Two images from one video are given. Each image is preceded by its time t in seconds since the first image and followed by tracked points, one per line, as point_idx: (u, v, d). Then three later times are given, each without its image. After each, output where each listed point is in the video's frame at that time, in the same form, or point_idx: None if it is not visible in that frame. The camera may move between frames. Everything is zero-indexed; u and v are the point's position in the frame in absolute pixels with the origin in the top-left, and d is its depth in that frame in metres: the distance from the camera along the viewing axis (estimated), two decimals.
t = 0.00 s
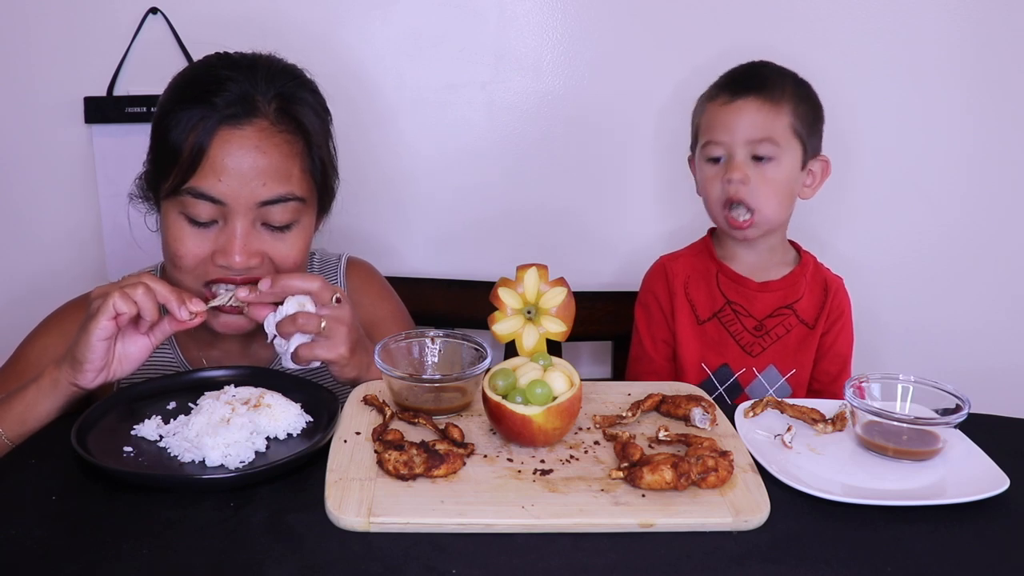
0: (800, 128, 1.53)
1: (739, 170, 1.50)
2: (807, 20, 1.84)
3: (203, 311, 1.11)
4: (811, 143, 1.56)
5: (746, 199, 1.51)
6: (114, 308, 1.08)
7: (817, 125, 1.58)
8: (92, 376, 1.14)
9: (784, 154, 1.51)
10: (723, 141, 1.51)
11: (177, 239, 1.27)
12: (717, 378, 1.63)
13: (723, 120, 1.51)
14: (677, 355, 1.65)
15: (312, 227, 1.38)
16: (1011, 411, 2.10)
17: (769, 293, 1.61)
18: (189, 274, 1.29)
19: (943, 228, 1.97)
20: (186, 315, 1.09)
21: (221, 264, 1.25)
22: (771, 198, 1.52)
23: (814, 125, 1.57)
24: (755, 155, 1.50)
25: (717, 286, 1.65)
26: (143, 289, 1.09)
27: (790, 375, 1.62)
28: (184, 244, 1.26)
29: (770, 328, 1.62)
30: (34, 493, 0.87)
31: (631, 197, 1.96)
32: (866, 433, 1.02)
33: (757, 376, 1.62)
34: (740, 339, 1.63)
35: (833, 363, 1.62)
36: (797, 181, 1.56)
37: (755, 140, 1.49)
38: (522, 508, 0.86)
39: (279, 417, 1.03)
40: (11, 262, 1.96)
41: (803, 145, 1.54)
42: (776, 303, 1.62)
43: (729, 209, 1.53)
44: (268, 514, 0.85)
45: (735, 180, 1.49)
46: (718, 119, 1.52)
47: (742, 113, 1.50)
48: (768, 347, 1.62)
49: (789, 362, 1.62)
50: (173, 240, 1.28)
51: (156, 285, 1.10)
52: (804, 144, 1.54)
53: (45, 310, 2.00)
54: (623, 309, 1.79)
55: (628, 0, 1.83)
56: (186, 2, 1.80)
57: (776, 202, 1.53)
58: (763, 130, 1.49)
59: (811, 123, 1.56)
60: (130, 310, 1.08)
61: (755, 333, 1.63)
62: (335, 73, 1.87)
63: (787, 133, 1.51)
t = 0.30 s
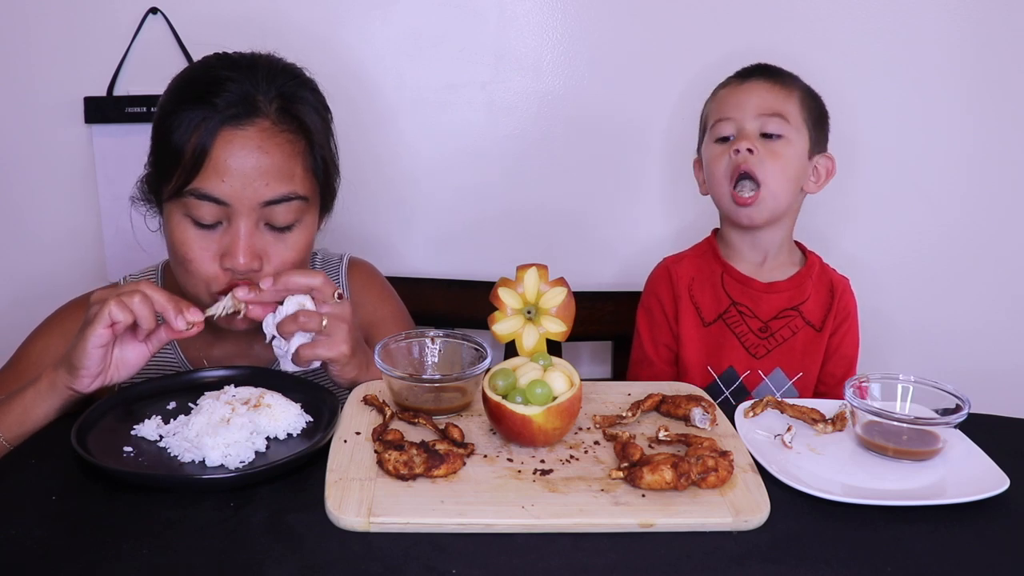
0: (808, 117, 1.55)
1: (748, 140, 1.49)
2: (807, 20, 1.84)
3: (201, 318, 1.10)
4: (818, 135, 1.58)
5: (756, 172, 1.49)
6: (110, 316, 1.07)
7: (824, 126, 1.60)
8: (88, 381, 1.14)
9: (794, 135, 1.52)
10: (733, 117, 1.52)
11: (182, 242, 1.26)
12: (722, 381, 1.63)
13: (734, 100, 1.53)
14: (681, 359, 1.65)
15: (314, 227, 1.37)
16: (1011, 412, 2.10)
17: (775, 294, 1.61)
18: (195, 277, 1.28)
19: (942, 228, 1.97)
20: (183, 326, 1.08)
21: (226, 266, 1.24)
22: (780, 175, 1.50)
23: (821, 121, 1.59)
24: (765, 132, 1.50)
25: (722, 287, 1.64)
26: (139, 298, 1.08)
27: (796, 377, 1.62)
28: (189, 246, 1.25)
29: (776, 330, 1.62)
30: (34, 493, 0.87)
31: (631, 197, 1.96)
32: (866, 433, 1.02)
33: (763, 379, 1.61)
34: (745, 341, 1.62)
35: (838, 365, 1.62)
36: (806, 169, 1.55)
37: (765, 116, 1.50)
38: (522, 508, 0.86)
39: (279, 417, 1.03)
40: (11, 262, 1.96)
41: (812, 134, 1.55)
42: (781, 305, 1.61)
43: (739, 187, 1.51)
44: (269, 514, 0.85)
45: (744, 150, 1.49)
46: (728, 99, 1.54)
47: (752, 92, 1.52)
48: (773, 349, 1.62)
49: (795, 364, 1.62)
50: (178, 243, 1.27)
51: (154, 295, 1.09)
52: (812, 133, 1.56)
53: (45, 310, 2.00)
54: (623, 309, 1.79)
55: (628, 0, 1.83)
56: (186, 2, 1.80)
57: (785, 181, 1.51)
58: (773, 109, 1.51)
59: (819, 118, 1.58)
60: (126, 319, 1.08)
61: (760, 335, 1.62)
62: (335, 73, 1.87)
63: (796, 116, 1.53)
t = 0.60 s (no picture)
0: (816, 120, 1.55)
1: (754, 144, 1.49)
2: (807, 20, 1.84)
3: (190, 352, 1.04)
4: (826, 140, 1.57)
5: (762, 177, 1.49)
6: (94, 339, 1.04)
7: (832, 128, 1.60)
8: (80, 389, 1.13)
9: (801, 139, 1.51)
10: (740, 119, 1.51)
11: (180, 232, 1.25)
12: (727, 382, 1.62)
13: (741, 103, 1.52)
14: (686, 360, 1.65)
15: (314, 218, 1.37)
16: (1011, 412, 2.10)
17: (782, 296, 1.61)
18: (193, 268, 1.27)
19: (942, 228, 1.97)
20: (166, 359, 1.04)
21: (226, 254, 1.23)
22: (787, 179, 1.50)
23: (829, 126, 1.58)
24: (772, 136, 1.50)
25: (727, 288, 1.64)
26: (126, 325, 1.04)
27: (802, 380, 1.62)
28: (187, 236, 1.24)
29: (782, 332, 1.62)
30: (34, 493, 0.87)
31: (631, 197, 1.96)
32: (866, 433, 1.02)
33: (768, 381, 1.62)
34: (751, 343, 1.62)
35: (843, 366, 1.62)
36: (813, 173, 1.55)
37: (772, 120, 1.49)
38: (522, 508, 0.86)
39: (279, 417, 1.03)
40: (11, 263, 1.96)
41: (819, 138, 1.55)
42: (788, 307, 1.61)
43: (745, 190, 1.51)
44: (269, 514, 0.85)
45: (750, 154, 1.48)
46: (735, 102, 1.53)
47: (759, 94, 1.51)
48: (779, 352, 1.62)
49: (801, 366, 1.62)
50: (177, 233, 1.26)
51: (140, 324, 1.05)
52: (820, 137, 1.55)
53: (44, 310, 2.00)
54: (624, 309, 1.79)
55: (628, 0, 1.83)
56: (186, 2, 1.80)
57: (791, 185, 1.51)
58: (781, 112, 1.50)
59: (827, 121, 1.58)
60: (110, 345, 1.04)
61: (765, 337, 1.62)
62: (335, 73, 1.87)
63: (804, 120, 1.52)
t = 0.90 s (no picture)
0: (824, 132, 1.54)
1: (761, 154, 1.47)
2: (807, 20, 1.84)
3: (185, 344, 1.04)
4: (833, 153, 1.57)
5: (768, 187, 1.48)
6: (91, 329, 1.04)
7: (839, 140, 1.59)
8: (79, 375, 1.13)
9: (808, 150, 1.50)
10: (748, 128, 1.50)
11: (186, 210, 1.26)
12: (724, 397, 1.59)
13: (749, 110, 1.51)
14: (682, 370, 1.65)
15: (319, 202, 1.38)
16: (1011, 412, 2.10)
17: (781, 309, 1.61)
18: (197, 247, 1.27)
19: (943, 228, 1.97)
20: (160, 349, 1.03)
21: (230, 232, 1.23)
22: (792, 191, 1.49)
23: (836, 139, 1.58)
24: (779, 146, 1.48)
25: (726, 301, 1.64)
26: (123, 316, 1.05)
27: (801, 392, 1.62)
28: (192, 214, 1.25)
29: (781, 345, 1.62)
30: (34, 493, 0.87)
31: (631, 197, 1.96)
32: (866, 433, 1.02)
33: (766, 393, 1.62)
34: (749, 356, 1.62)
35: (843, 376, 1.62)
36: (819, 186, 1.54)
37: (780, 130, 1.48)
38: (522, 508, 0.86)
39: (279, 418, 1.03)
40: (11, 263, 1.96)
41: (826, 150, 1.54)
42: (787, 320, 1.61)
43: (749, 200, 1.50)
44: (269, 514, 0.85)
45: (756, 164, 1.47)
46: (743, 109, 1.52)
47: (768, 104, 1.50)
48: (778, 364, 1.62)
49: (800, 378, 1.63)
50: (183, 213, 1.27)
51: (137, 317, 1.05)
52: (826, 149, 1.54)
53: (44, 310, 2.00)
54: (624, 309, 1.79)
55: None
56: (186, 2, 1.80)
57: (797, 197, 1.50)
58: (789, 122, 1.49)
59: (835, 134, 1.57)
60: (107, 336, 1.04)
61: (764, 350, 1.62)
62: (335, 73, 1.87)
63: (811, 131, 1.51)
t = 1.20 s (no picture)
0: (813, 143, 1.51)
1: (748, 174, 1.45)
2: (806, 21, 1.84)
3: (191, 322, 1.04)
4: (825, 162, 1.54)
5: (758, 206, 1.46)
6: (105, 292, 1.06)
7: (831, 147, 1.57)
8: (86, 357, 1.12)
9: (797, 165, 1.48)
10: (732, 146, 1.48)
11: (197, 198, 1.27)
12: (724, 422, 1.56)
13: (733, 128, 1.49)
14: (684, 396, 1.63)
15: (327, 193, 1.39)
16: (1012, 411, 2.10)
17: (783, 328, 1.58)
18: (206, 235, 1.28)
19: (942, 228, 1.97)
20: (169, 316, 1.04)
21: (239, 218, 1.25)
22: (784, 208, 1.47)
23: (828, 145, 1.55)
24: (767, 163, 1.46)
25: (726, 322, 1.61)
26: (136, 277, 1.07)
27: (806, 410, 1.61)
28: (202, 201, 1.27)
29: (784, 364, 1.60)
30: (34, 492, 0.87)
31: (631, 197, 1.96)
32: (866, 433, 1.02)
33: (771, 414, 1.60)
34: (752, 378, 1.60)
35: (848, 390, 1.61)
36: (812, 199, 1.52)
37: (766, 146, 1.46)
38: (522, 508, 0.86)
39: (279, 417, 1.03)
40: (11, 263, 1.96)
41: (817, 160, 1.52)
42: (790, 338, 1.59)
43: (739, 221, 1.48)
44: (269, 514, 0.85)
45: (744, 184, 1.45)
46: (727, 125, 1.50)
47: (752, 120, 1.47)
48: (781, 383, 1.60)
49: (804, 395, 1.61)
50: (193, 201, 1.29)
51: (149, 280, 1.08)
52: (817, 160, 1.52)
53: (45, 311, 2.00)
54: (623, 309, 1.79)
55: None
56: (186, 2, 1.80)
57: (789, 213, 1.48)
58: (775, 137, 1.46)
59: (826, 142, 1.54)
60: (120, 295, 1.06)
61: (767, 370, 1.60)
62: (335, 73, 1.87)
63: (799, 144, 1.48)
